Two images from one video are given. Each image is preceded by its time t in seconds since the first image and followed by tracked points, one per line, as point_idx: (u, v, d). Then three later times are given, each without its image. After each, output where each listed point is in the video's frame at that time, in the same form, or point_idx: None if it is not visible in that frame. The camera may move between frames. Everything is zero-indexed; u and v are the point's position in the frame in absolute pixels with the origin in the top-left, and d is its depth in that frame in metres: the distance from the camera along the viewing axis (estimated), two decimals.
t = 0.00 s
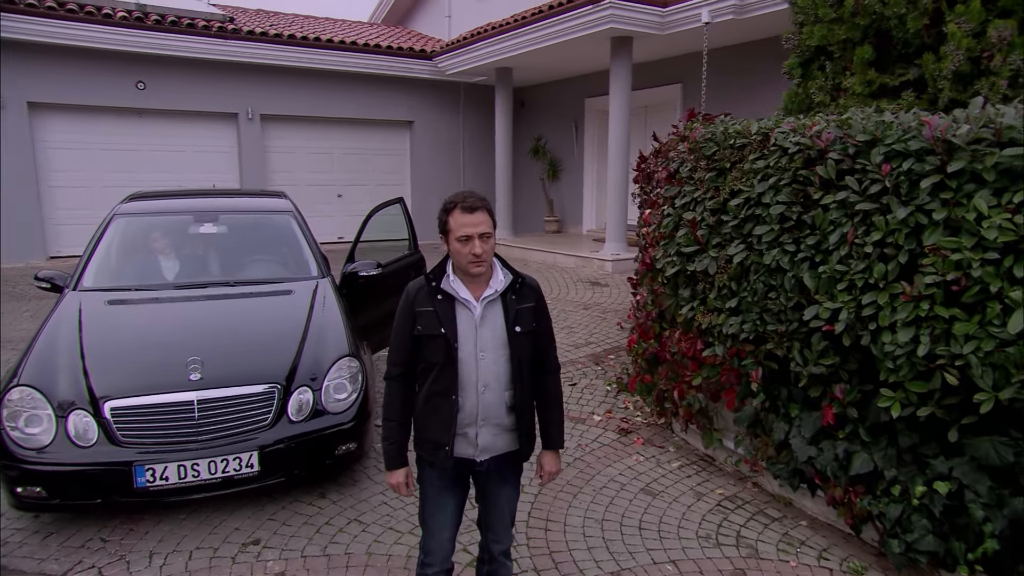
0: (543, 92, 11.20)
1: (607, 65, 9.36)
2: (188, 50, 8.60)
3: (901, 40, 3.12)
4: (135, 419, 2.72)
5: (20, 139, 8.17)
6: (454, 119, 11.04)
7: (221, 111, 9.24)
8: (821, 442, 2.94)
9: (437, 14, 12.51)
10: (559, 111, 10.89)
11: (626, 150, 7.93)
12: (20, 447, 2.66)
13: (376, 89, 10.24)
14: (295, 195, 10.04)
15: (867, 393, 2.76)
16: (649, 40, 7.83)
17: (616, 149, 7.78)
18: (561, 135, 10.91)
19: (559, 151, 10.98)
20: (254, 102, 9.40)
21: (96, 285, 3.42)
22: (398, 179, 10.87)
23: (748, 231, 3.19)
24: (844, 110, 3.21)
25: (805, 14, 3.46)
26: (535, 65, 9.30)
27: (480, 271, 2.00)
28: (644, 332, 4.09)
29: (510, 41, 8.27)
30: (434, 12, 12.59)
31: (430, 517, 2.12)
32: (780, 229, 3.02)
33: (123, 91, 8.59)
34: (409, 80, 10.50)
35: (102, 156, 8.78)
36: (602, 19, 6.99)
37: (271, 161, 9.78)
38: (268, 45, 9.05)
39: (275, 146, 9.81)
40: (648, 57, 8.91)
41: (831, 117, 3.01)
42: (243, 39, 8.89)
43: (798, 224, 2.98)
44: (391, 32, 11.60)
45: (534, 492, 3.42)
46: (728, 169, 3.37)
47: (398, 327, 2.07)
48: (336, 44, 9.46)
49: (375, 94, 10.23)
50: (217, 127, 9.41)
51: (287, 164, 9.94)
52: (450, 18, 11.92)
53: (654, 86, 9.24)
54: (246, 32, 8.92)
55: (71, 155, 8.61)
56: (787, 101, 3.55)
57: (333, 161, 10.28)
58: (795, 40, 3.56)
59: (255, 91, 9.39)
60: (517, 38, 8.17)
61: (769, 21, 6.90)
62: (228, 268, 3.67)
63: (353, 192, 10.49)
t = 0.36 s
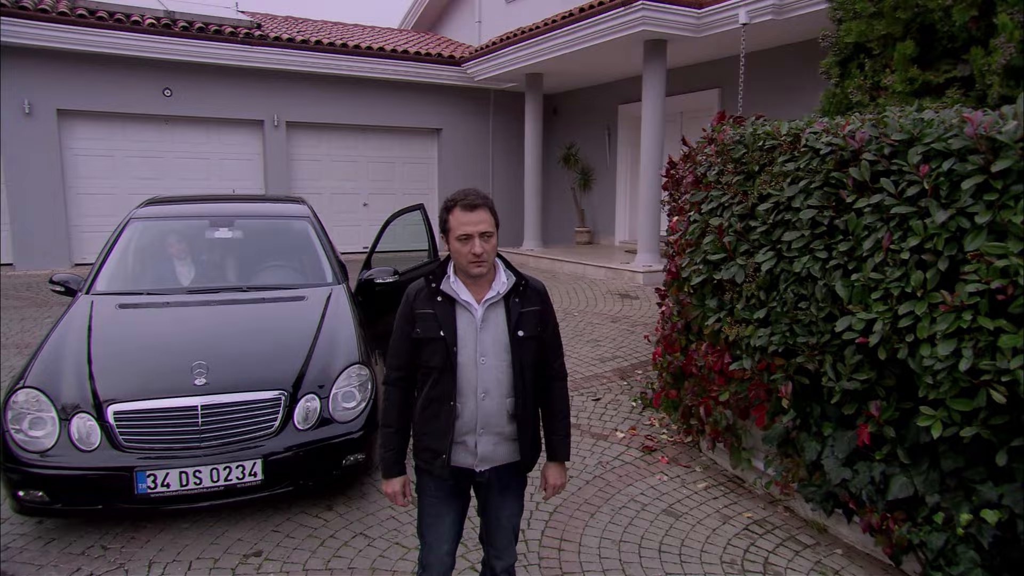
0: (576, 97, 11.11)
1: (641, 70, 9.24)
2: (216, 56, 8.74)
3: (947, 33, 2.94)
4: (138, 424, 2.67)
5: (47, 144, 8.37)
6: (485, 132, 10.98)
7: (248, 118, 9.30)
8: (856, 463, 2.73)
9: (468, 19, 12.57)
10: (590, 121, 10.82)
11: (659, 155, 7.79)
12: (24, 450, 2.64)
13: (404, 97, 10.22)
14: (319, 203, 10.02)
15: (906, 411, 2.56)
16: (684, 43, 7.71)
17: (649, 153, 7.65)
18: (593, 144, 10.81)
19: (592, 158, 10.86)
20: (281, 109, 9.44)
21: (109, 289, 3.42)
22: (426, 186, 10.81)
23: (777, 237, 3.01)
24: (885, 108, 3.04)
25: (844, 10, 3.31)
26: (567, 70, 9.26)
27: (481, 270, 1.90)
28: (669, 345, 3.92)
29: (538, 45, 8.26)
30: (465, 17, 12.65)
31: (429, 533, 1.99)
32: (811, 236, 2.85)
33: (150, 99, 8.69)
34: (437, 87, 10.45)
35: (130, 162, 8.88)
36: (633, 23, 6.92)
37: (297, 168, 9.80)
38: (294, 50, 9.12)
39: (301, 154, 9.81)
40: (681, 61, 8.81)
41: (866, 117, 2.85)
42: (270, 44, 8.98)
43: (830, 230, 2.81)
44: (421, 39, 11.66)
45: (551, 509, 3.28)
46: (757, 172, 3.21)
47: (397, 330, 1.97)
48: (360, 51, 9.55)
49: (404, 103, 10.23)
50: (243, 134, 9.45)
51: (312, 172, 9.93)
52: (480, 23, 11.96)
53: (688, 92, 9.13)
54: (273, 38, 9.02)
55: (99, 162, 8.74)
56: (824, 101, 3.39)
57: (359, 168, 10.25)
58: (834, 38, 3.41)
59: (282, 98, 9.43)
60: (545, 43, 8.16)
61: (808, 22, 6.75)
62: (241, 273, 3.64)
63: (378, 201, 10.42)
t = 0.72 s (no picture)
0: (610, 102, 10.98)
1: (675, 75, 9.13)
2: (245, 63, 8.78)
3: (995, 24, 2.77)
4: (143, 429, 2.62)
5: (76, 153, 8.46)
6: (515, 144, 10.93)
7: (271, 124, 9.33)
8: (894, 484, 2.53)
9: (498, 22, 12.57)
10: (622, 128, 10.72)
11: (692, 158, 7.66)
12: (28, 453, 2.60)
13: (432, 104, 10.21)
14: (343, 212, 10.03)
15: (949, 428, 2.37)
16: (720, 44, 7.57)
17: (682, 157, 7.51)
18: (625, 151, 10.70)
19: (625, 165, 10.73)
20: (306, 115, 9.46)
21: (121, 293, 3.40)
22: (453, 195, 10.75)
23: (808, 242, 2.84)
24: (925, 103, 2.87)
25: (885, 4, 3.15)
26: (599, 75, 9.18)
27: (483, 270, 1.79)
28: (697, 357, 3.74)
29: (568, 49, 8.23)
30: (496, 20, 12.67)
31: (429, 547, 1.87)
32: (844, 240, 2.67)
33: (175, 104, 8.76)
34: (464, 93, 10.42)
35: (153, 169, 8.95)
36: (667, 23, 6.82)
37: (321, 176, 9.82)
38: (320, 55, 9.13)
39: (326, 161, 9.85)
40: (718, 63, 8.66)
41: (904, 113, 2.69)
42: (297, 50, 9.00)
43: (864, 234, 2.64)
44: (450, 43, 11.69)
45: (567, 527, 3.13)
46: (788, 174, 3.04)
47: (399, 331, 1.87)
48: (389, 56, 9.50)
49: (431, 111, 10.22)
50: (268, 140, 9.49)
51: (336, 179, 9.94)
52: (510, 27, 11.95)
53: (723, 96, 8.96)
54: (301, 44, 9.04)
55: (122, 168, 8.82)
56: (863, 99, 3.21)
57: (385, 175, 10.25)
58: (874, 33, 3.25)
59: (307, 104, 9.45)
60: (576, 47, 8.12)
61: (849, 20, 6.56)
62: (254, 279, 3.60)
63: (404, 210, 10.40)
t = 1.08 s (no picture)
0: (639, 104, 10.84)
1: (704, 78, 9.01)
2: (262, 66, 8.84)
3: None
4: (142, 434, 2.56)
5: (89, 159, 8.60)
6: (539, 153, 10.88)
7: (289, 129, 9.38)
8: (930, 502, 2.36)
9: (524, 24, 12.55)
10: (650, 133, 10.61)
11: (722, 163, 7.59)
12: (26, 456, 2.55)
13: (454, 109, 10.20)
14: (362, 219, 10.05)
15: (988, 441, 2.21)
16: (752, 44, 7.44)
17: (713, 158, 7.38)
18: (654, 156, 10.58)
19: (653, 172, 10.61)
20: (325, 120, 9.51)
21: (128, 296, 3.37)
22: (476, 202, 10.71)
23: (835, 244, 2.70)
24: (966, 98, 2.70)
25: None
26: (628, 78, 9.11)
27: (484, 265, 1.70)
28: (720, 366, 3.58)
29: (592, 50, 8.19)
30: (521, 22, 12.66)
31: (427, 556, 1.76)
32: (872, 241, 2.52)
33: (192, 109, 8.86)
34: (486, 98, 10.40)
35: (168, 175, 9.06)
36: (695, 22, 6.74)
37: (340, 183, 9.85)
38: (340, 58, 9.14)
39: (345, 167, 9.88)
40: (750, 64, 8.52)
41: (937, 108, 2.54)
42: (315, 53, 9.04)
43: (894, 235, 2.50)
44: (474, 46, 11.69)
45: (579, 542, 3.00)
46: (816, 174, 2.89)
47: (396, 330, 1.77)
48: (410, 58, 9.51)
49: (452, 117, 10.20)
50: (285, 145, 9.54)
51: (355, 186, 9.96)
52: (535, 29, 11.93)
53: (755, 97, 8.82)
54: (319, 47, 9.09)
55: (139, 173, 8.94)
56: (899, 95, 3.04)
57: (405, 181, 10.25)
58: (911, 26, 3.10)
59: (325, 108, 9.50)
60: (600, 48, 8.07)
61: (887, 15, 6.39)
62: (262, 282, 3.55)
63: (424, 218, 10.38)
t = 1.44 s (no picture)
0: (668, 107, 10.71)
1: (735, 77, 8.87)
2: (277, 67, 8.89)
3: None
4: (141, 437, 2.49)
5: (98, 159, 8.67)
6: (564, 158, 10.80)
7: (306, 132, 9.41)
8: (968, 521, 2.19)
9: (549, 26, 12.52)
10: (679, 136, 10.48)
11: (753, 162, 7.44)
12: (23, 458, 2.49)
13: (476, 112, 10.18)
14: (380, 225, 10.05)
15: None
16: (785, 41, 7.31)
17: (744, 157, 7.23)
18: (684, 159, 10.44)
19: (683, 178, 10.45)
20: (342, 124, 9.53)
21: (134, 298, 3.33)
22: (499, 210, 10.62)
23: (865, 244, 2.54)
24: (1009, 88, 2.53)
25: None
26: (658, 78, 9.01)
27: (487, 259, 1.60)
28: (745, 376, 3.40)
29: (619, 49, 8.09)
30: (546, 24, 12.63)
31: (425, 564, 1.66)
32: (904, 240, 2.37)
33: (209, 112, 8.94)
34: (509, 100, 10.36)
35: (183, 180, 9.14)
36: (726, 18, 6.61)
37: (357, 188, 9.86)
38: (359, 59, 9.17)
39: (363, 171, 9.89)
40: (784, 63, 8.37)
41: (975, 99, 2.39)
42: (332, 54, 9.07)
43: (928, 234, 2.35)
44: (497, 48, 11.68)
45: (594, 558, 2.85)
46: (845, 170, 2.74)
47: (394, 327, 1.68)
48: (431, 60, 9.51)
49: (472, 121, 10.17)
50: (302, 150, 9.58)
51: (373, 192, 9.96)
52: (561, 29, 11.90)
53: (789, 97, 8.66)
54: (336, 48, 9.12)
55: (154, 178, 9.04)
56: (938, 90, 2.86)
57: (424, 186, 10.23)
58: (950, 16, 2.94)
59: (343, 112, 9.53)
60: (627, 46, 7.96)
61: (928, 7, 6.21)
62: (270, 285, 3.49)
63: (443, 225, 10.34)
